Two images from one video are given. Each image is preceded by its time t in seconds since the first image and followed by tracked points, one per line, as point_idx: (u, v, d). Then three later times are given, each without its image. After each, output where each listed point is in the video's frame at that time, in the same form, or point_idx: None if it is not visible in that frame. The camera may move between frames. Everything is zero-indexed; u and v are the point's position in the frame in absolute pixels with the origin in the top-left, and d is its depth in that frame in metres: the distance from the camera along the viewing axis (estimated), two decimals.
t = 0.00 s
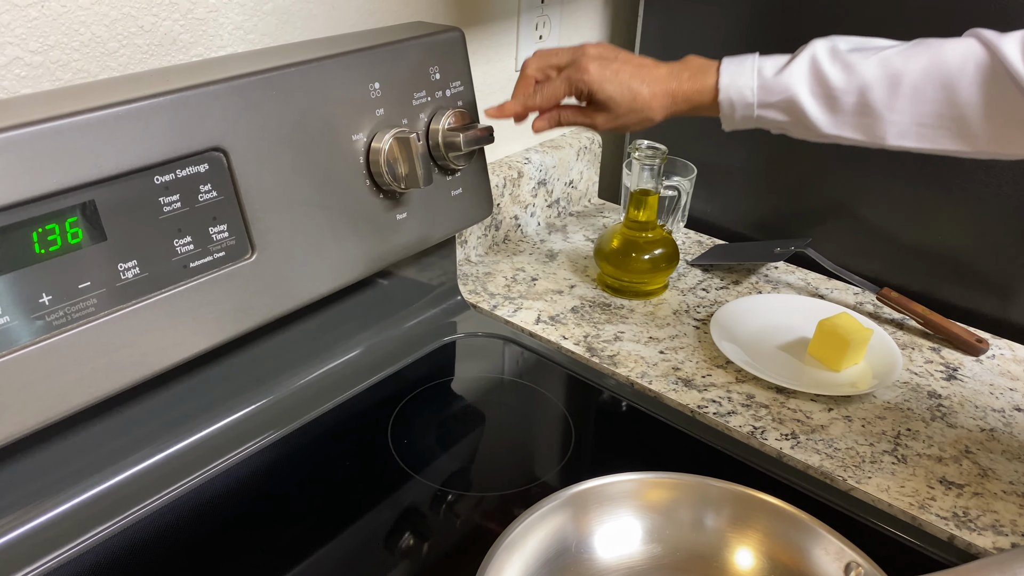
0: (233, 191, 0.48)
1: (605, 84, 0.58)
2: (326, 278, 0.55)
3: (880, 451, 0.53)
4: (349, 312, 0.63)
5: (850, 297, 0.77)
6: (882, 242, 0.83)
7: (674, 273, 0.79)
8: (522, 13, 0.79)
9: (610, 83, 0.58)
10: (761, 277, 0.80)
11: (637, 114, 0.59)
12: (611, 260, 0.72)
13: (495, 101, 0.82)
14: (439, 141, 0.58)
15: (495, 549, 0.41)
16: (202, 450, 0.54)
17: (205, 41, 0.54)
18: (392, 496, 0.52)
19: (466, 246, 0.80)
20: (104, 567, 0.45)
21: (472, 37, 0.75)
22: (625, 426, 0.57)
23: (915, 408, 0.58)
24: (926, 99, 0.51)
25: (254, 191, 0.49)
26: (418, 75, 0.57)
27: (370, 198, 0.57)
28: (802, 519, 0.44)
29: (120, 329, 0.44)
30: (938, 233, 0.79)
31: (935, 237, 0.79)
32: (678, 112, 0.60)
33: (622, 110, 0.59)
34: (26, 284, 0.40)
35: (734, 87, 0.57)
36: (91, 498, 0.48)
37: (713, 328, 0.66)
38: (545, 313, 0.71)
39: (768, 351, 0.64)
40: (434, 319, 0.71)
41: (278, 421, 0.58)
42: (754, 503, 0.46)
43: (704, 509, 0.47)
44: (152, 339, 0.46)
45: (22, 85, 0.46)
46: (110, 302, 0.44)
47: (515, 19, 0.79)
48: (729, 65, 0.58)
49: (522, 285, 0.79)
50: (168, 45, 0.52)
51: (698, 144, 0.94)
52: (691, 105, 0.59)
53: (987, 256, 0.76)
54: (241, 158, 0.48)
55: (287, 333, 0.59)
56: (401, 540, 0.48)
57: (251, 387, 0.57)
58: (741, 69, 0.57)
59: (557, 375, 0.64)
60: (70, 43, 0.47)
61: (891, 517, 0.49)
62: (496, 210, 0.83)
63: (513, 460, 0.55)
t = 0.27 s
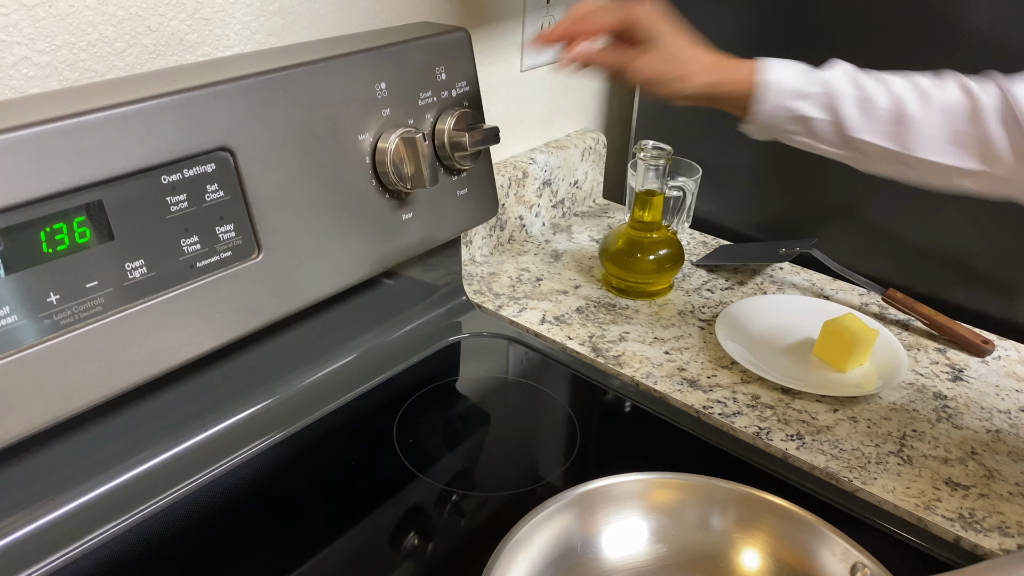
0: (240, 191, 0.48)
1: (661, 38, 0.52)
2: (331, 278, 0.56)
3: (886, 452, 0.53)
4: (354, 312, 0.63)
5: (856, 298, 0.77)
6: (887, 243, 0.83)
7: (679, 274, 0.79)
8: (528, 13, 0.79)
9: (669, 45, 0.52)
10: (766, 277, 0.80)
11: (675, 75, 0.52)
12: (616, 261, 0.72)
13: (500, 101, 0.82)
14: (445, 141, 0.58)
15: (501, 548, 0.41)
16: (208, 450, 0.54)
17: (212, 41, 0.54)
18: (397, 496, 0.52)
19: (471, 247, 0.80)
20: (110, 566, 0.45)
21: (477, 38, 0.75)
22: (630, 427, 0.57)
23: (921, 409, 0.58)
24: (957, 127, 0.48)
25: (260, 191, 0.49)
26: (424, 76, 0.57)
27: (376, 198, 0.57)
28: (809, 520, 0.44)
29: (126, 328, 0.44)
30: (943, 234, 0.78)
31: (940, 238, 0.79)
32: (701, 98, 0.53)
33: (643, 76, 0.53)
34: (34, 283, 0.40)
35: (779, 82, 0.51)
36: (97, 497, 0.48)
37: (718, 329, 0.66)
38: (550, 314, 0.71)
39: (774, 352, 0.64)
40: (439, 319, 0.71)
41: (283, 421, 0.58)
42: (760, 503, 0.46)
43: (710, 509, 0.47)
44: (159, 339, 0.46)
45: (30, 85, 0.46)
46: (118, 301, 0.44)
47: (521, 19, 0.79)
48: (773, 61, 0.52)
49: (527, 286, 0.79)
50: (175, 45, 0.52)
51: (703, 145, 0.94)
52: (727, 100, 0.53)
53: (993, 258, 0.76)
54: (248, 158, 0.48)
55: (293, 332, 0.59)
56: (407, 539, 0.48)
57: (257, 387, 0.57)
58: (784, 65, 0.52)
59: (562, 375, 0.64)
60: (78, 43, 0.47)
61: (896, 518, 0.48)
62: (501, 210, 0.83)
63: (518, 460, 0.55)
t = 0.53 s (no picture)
0: (245, 194, 0.48)
1: None
2: (336, 281, 0.56)
3: (890, 456, 0.53)
4: (358, 315, 0.64)
5: (859, 300, 0.77)
6: (891, 246, 0.83)
7: (683, 276, 0.79)
8: (532, 16, 0.79)
9: None
10: (769, 280, 0.80)
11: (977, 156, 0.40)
12: (619, 264, 0.73)
13: (504, 104, 0.82)
14: (449, 144, 0.59)
15: (506, 551, 0.41)
16: (213, 452, 0.54)
17: (218, 45, 0.54)
18: (402, 498, 0.52)
19: (475, 249, 0.80)
20: (115, 568, 0.46)
21: (481, 40, 0.75)
22: (634, 430, 0.57)
23: (925, 413, 0.58)
24: None
25: (266, 194, 0.49)
26: (428, 79, 0.57)
27: (381, 201, 0.57)
28: (812, 524, 0.44)
29: (132, 331, 0.45)
30: (947, 237, 0.78)
31: (945, 241, 0.79)
32: (1003, 242, 0.42)
33: None
34: (41, 287, 0.41)
35: None
36: (103, 499, 0.49)
37: (721, 332, 0.66)
38: (554, 316, 0.71)
39: (777, 355, 0.64)
40: (443, 321, 0.71)
41: (288, 423, 0.58)
42: (764, 507, 0.46)
43: (715, 513, 0.47)
44: (164, 342, 0.46)
45: (37, 89, 0.46)
46: (124, 305, 0.44)
47: (525, 22, 0.79)
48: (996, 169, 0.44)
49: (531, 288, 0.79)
50: (181, 48, 0.52)
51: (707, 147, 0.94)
52: None
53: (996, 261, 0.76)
54: (253, 162, 0.48)
55: (297, 335, 0.59)
56: (410, 542, 0.48)
57: (261, 390, 0.57)
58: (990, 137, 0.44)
59: (566, 378, 0.64)
60: (84, 47, 0.47)
61: (900, 522, 0.48)
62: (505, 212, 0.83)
63: (522, 462, 0.55)
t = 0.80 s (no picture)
0: (248, 192, 0.48)
1: None
2: (339, 280, 0.56)
3: (894, 455, 0.53)
4: (360, 313, 0.63)
5: (863, 300, 0.77)
6: (894, 245, 0.83)
7: (686, 276, 0.79)
8: (535, 15, 0.79)
9: None
10: (772, 279, 0.80)
11: None
12: (622, 263, 0.72)
13: (507, 103, 0.82)
14: (452, 143, 0.59)
15: (509, 550, 0.41)
16: (215, 451, 0.54)
17: (221, 43, 0.54)
18: (404, 497, 0.52)
19: (477, 248, 0.80)
20: (118, 567, 0.46)
21: (484, 39, 0.75)
22: (636, 429, 0.57)
23: (928, 412, 0.58)
24: None
25: (268, 192, 0.49)
26: (431, 78, 0.57)
27: (383, 200, 0.57)
28: (817, 523, 0.44)
29: (135, 329, 0.45)
30: (951, 236, 0.78)
31: (948, 241, 0.79)
32: None
33: None
34: (43, 284, 0.41)
35: None
36: (106, 498, 0.48)
37: (724, 331, 0.66)
38: (556, 315, 0.71)
39: (780, 355, 0.64)
40: (446, 320, 0.71)
41: (290, 422, 0.58)
42: (769, 507, 0.46)
43: (718, 512, 0.47)
44: (167, 340, 0.46)
45: (40, 86, 0.46)
46: (127, 303, 0.44)
47: (528, 20, 0.79)
48: None
49: (533, 287, 0.79)
50: (184, 46, 0.52)
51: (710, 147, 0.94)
52: None
53: (1000, 260, 0.76)
54: (256, 160, 0.48)
55: (300, 333, 0.59)
56: (413, 541, 0.48)
57: (264, 388, 0.57)
58: None
59: (569, 377, 0.64)
60: (87, 45, 0.47)
61: (904, 522, 0.48)
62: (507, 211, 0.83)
63: (524, 462, 0.55)
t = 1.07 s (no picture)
0: (246, 191, 0.48)
1: None
2: (337, 279, 0.55)
3: (893, 455, 0.53)
4: (359, 312, 0.63)
5: (863, 299, 0.76)
6: (895, 245, 0.83)
7: (685, 275, 0.79)
8: (534, 14, 0.79)
9: None
10: (772, 279, 0.80)
11: None
12: (622, 263, 0.72)
13: (506, 102, 0.82)
14: (451, 142, 0.58)
15: (507, 550, 0.41)
16: (213, 451, 0.54)
17: (219, 41, 0.54)
18: (402, 497, 0.52)
19: (476, 248, 0.80)
20: (116, 567, 0.45)
21: (483, 38, 0.74)
22: (635, 428, 0.57)
23: (928, 412, 0.58)
24: None
25: (267, 191, 0.49)
26: (430, 77, 0.57)
27: (382, 199, 0.57)
28: (816, 524, 0.44)
29: (132, 328, 0.44)
30: (952, 235, 0.78)
31: (948, 240, 0.78)
32: None
33: None
34: (40, 283, 0.40)
35: None
36: (104, 497, 0.48)
37: (724, 331, 0.66)
38: (556, 315, 0.71)
39: (780, 354, 0.64)
40: (445, 320, 0.71)
41: (289, 421, 0.58)
42: (768, 507, 0.46)
43: (717, 512, 0.47)
44: (165, 339, 0.46)
45: (37, 85, 0.46)
46: (124, 302, 0.44)
47: (527, 19, 0.78)
48: None
49: (532, 286, 0.78)
50: (182, 45, 0.52)
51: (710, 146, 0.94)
52: None
53: (1000, 260, 0.76)
54: (255, 159, 0.48)
55: (298, 333, 0.59)
56: (411, 541, 0.48)
57: (262, 388, 0.57)
58: None
59: (568, 376, 0.64)
60: (84, 44, 0.47)
61: (904, 522, 0.48)
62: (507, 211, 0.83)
63: (523, 461, 0.55)
